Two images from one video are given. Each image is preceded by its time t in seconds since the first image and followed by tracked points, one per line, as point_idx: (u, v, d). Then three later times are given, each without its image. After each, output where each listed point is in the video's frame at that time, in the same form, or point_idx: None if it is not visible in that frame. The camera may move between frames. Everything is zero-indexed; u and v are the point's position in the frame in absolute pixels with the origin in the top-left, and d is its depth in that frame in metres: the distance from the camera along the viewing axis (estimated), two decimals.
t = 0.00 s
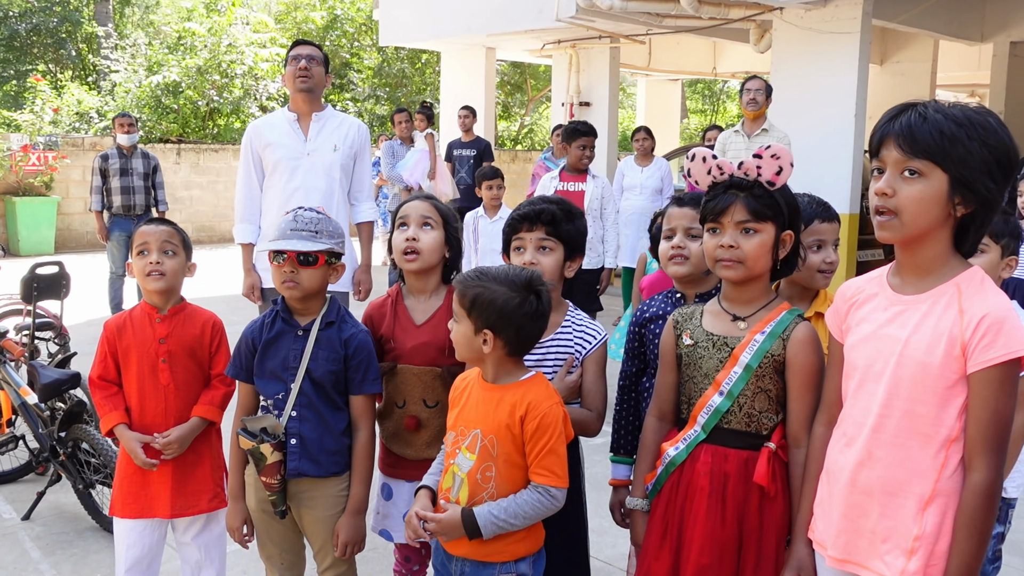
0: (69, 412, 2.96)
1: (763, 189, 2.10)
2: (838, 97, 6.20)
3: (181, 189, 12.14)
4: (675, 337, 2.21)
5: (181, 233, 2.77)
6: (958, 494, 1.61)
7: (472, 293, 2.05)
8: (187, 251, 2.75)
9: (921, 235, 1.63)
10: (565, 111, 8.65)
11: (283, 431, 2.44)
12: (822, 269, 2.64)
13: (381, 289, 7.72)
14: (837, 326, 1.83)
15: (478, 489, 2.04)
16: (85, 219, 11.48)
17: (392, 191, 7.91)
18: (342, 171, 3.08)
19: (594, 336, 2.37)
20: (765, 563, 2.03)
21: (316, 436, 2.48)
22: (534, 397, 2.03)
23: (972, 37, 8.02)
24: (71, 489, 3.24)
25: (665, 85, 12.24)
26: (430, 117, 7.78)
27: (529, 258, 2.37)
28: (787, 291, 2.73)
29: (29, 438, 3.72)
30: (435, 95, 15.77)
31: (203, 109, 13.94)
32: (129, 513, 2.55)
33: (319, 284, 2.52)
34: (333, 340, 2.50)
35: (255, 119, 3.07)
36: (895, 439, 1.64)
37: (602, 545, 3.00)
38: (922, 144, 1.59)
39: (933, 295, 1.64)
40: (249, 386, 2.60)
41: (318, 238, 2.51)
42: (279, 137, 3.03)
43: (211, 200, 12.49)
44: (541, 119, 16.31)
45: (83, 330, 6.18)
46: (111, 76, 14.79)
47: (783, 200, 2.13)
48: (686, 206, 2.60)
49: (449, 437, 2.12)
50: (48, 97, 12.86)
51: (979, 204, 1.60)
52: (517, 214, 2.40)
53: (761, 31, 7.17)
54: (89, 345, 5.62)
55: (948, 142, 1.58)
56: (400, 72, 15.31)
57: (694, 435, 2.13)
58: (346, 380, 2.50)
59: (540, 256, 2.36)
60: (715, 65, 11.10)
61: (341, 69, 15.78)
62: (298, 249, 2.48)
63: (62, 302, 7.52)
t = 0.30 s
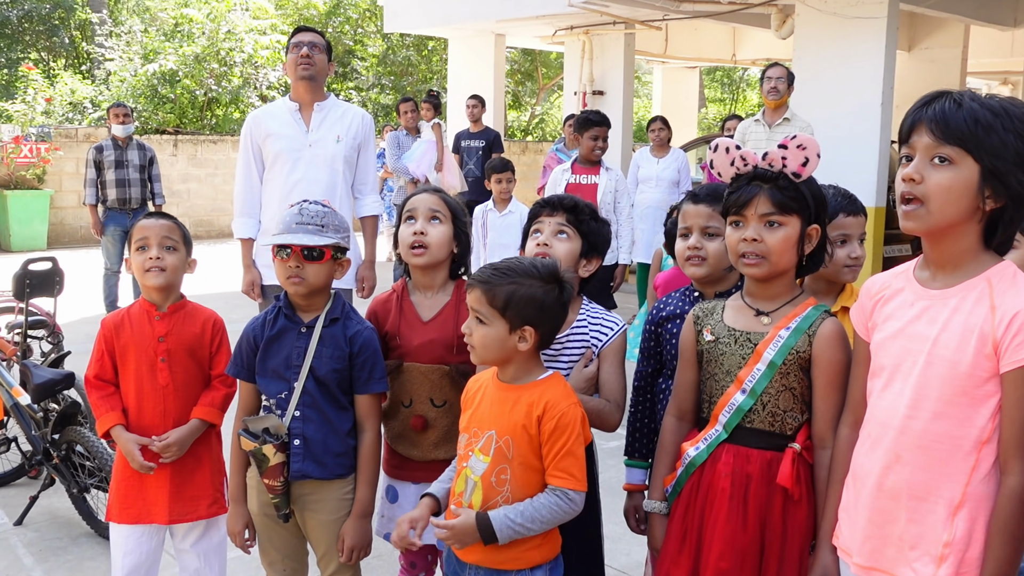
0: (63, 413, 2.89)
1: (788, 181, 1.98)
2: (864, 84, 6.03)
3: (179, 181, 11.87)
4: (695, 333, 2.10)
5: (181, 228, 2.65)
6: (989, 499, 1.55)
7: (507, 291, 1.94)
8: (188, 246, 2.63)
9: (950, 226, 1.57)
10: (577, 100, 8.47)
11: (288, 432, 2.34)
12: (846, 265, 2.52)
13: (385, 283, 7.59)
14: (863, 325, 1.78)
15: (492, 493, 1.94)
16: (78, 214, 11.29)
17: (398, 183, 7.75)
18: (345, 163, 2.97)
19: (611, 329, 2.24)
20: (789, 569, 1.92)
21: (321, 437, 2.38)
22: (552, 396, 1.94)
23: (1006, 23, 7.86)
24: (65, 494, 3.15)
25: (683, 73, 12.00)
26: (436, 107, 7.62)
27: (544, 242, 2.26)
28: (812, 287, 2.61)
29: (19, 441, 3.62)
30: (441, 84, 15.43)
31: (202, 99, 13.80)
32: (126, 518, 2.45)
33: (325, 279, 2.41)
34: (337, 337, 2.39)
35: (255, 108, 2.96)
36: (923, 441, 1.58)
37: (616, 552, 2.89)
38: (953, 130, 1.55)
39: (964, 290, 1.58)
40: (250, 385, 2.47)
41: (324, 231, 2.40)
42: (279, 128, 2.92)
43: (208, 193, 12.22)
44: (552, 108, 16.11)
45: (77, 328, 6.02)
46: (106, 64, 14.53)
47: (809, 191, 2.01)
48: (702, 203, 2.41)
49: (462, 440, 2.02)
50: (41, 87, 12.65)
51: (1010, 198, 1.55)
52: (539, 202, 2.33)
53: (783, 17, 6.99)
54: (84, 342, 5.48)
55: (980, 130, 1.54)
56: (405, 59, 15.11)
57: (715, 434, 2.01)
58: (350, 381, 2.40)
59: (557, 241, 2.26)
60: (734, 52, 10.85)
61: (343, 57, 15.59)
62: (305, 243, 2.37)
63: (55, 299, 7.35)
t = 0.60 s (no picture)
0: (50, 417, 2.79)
1: (809, 175, 1.86)
2: (888, 75, 5.76)
3: (169, 175, 10.93)
4: (712, 336, 1.97)
5: (173, 223, 2.52)
6: (1015, 506, 1.48)
7: (527, 288, 1.85)
8: (180, 244, 2.52)
9: (970, 219, 1.51)
10: (586, 90, 8.20)
11: (285, 436, 2.21)
12: (863, 264, 2.39)
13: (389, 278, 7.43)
14: (881, 322, 1.69)
15: (502, 502, 1.82)
16: (66, 210, 10.54)
17: (400, 178, 7.58)
18: (343, 156, 2.86)
19: (621, 323, 2.11)
20: None
21: (320, 442, 2.24)
22: (564, 397, 1.84)
23: None
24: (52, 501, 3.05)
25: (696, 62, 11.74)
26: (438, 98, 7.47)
27: (550, 235, 2.16)
28: (834, 286, 2.47)
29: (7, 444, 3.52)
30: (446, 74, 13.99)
31: (193, 90, 12.78)
32: (116, 527, 2.34)
33: (326, 277, 2.28)
34: (337, 338, 2.25)
35: (249, 99, 2.85)
36: (945, 444, 1.51)
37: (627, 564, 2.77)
38: (976, 117, 1.49)
39: (984, 283, 1.52)
40: (246, 389, 2.33)
41: (323, 228, 2.27)
42: (274, 119, 2.81)
43: (201, 188, 11.23)
44: (560, 99, 15.91)
45: (64, 329, 5.78)
46: (94, 53, 13.92)
47: (832, 186, 1.87)
48: (717, 199, 2.27)
49: (467, 448, 1.90)
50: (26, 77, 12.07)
51: None
52: (548, 196, 2.25)
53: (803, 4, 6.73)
54: (72, 344, 5.28)
55: (1005, 119, 1.48)
56: (406, 48, 13.78)
57: (732, 441, 1.90)
58: (350, 383, 2.26)
59: (564, 235, 2.16)
60: (750, 40, 10.63)
61: (342, 45, 14.34)
62: (303, 239, 2.24)
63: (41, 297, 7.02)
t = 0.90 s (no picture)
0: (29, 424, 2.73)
1: (826, 172, 1.73)
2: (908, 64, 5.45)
3: (154, 170, 10.32)
4: (723, 341, 1.84)
5: (160, 222, 2.40)
6: None
7: (522, 289, 1.73)
8: (167, 243, 2.39)
9: (991, 220, 1.39)
10: (592, 81, 7.65)
11: (279, 445, 2.04)
12: (876, 267, 2.26)
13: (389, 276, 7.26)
14: (898, 328, 1.55)
15: (497, 512, 1.71)
16: (46, 205, 9.88)
17: (396, 172, 7.41)
18: (337, 150, 2.75)
19: (632, 329, 1.99)
20: None
21: (314, 450, 2.07)
22: (562, 403, 1.72)
23: None
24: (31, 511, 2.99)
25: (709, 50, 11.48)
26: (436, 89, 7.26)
27: (561, 235, 2.03)
28: (853, 288, 2.35)
29: None
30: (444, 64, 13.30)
31: (180, 80, 12.01)
32: (96, 539, 2.23)
33: (321, 277, 2.12)
34: (332, 341, 2.09)
35: (239, 90, 2.74)
36: (964, 454, 1.37)
37: None
38: (992, 117, 1.37)
39: (1006, 288, 1.38)
40: (238, 394, 2.15)
41: (319, 225, 2.10)
42: (264, 111, 2.70)
43: (187, 182, 10.63)
44: (563, 90, 15.60)
45: (44, 331, 5.54)
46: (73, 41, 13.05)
47: (850, 184, 1.75)
48: (731, 197, 2.13)
49: (463, 457, 1.79)
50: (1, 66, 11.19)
51: None
52: (558, 193, 2.10)
53: None
54: (53, 347, 5.09)
55: (1022, 115, 1.36)
56: (403, 35, 13.10)
57: (744, 451, 1.76)
58: (347, 389, 2.09)
59: (575, 236, 2.03)
60: (765, 28, 10.18)
61: (336, 33, 13.68)
62: (297, 237, 2.08)
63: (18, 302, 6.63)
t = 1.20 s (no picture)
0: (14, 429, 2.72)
1: (831, 167, 1.63)
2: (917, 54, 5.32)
3: (142, 167, 9.95)
4: (726, 342, 1.73)
5: (149, 220, 2.27)
6: None
7: (543, 283, 1.69)
8: (157, 242, 2.26)
9: (1001, 219, 1.30)
10: (594, 74, 7.53)
11: (272, 451, 1.89)
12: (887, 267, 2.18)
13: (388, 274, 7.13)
14: (907, 328, 1.45)
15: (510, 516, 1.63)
16: (31, 203, 9.24)
17: (392, 168, 7.33)
18: (330, 145, 2.67)
19: (638, 334, 1.91)
20: None
21: (308, 457, 1.91)
22: (570, 398, 1.65)
23: None
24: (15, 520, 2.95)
25: (715, 42, 11.32)
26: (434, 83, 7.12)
27: (572, 236, 1.90)
28: (865, 288, 2.26)
29: None
30: (441, 56, 13.18)
31: (169, 74, 11.45)
32: (83, 548, 2.12)
33: (316, 277, 1.97)
34: (328, 344, 1.93)
35: (228, 84, 2.67)
36: (973, 458, 1.28)
37: None
38: (1002, 111, 1.28)
39: (1018, 288, 1.29)
40: (230, 399, 1.99)
41: (314, 222, 1.95)
42: (255, 106, 2.63)
43: (176, 179, 10.24)
44: (565, 83, 15.26)
45: (32, 334, 5.42)
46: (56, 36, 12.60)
47: (856, 178, 1.65)
48: (739, 194, 2.05)
49: (465, 465, 1.68)
50: None
51: None
52: (573, 188, 1.97)
53: None
54: (40, 351, 4.98)
55: None
56: (398, 27, 12.97)
57: (748, 455, 1.65)
58: (344, 393, 1.93)
59: (587, 237, 1.90)
60: (773, 18, 9.90)
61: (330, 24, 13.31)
62: (290, 234, 1.93)
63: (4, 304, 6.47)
